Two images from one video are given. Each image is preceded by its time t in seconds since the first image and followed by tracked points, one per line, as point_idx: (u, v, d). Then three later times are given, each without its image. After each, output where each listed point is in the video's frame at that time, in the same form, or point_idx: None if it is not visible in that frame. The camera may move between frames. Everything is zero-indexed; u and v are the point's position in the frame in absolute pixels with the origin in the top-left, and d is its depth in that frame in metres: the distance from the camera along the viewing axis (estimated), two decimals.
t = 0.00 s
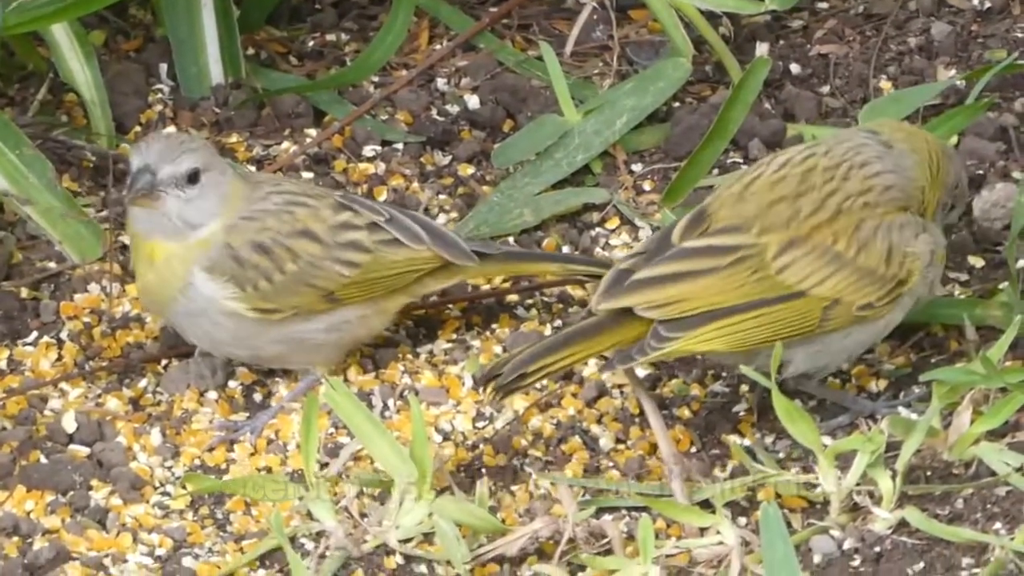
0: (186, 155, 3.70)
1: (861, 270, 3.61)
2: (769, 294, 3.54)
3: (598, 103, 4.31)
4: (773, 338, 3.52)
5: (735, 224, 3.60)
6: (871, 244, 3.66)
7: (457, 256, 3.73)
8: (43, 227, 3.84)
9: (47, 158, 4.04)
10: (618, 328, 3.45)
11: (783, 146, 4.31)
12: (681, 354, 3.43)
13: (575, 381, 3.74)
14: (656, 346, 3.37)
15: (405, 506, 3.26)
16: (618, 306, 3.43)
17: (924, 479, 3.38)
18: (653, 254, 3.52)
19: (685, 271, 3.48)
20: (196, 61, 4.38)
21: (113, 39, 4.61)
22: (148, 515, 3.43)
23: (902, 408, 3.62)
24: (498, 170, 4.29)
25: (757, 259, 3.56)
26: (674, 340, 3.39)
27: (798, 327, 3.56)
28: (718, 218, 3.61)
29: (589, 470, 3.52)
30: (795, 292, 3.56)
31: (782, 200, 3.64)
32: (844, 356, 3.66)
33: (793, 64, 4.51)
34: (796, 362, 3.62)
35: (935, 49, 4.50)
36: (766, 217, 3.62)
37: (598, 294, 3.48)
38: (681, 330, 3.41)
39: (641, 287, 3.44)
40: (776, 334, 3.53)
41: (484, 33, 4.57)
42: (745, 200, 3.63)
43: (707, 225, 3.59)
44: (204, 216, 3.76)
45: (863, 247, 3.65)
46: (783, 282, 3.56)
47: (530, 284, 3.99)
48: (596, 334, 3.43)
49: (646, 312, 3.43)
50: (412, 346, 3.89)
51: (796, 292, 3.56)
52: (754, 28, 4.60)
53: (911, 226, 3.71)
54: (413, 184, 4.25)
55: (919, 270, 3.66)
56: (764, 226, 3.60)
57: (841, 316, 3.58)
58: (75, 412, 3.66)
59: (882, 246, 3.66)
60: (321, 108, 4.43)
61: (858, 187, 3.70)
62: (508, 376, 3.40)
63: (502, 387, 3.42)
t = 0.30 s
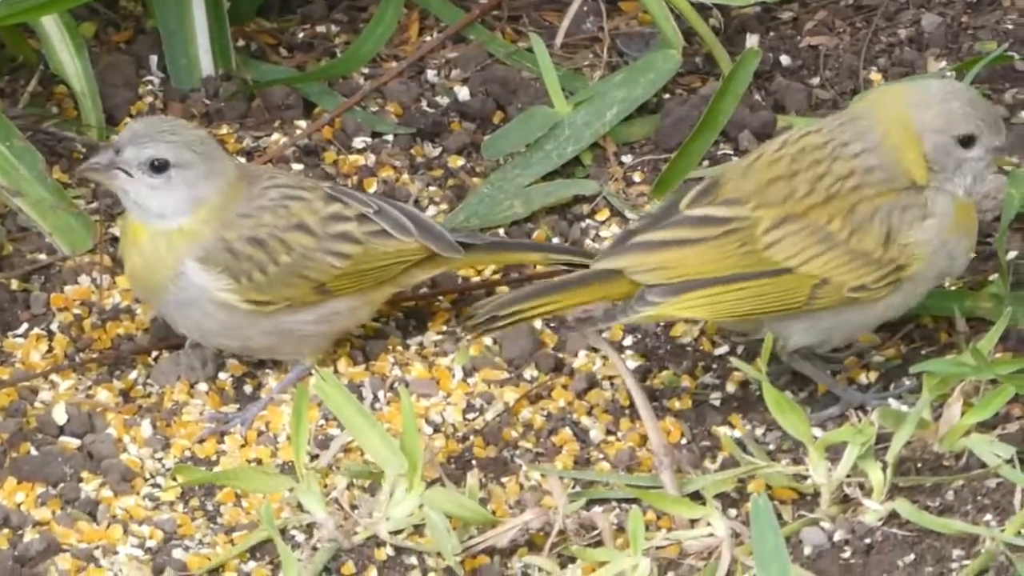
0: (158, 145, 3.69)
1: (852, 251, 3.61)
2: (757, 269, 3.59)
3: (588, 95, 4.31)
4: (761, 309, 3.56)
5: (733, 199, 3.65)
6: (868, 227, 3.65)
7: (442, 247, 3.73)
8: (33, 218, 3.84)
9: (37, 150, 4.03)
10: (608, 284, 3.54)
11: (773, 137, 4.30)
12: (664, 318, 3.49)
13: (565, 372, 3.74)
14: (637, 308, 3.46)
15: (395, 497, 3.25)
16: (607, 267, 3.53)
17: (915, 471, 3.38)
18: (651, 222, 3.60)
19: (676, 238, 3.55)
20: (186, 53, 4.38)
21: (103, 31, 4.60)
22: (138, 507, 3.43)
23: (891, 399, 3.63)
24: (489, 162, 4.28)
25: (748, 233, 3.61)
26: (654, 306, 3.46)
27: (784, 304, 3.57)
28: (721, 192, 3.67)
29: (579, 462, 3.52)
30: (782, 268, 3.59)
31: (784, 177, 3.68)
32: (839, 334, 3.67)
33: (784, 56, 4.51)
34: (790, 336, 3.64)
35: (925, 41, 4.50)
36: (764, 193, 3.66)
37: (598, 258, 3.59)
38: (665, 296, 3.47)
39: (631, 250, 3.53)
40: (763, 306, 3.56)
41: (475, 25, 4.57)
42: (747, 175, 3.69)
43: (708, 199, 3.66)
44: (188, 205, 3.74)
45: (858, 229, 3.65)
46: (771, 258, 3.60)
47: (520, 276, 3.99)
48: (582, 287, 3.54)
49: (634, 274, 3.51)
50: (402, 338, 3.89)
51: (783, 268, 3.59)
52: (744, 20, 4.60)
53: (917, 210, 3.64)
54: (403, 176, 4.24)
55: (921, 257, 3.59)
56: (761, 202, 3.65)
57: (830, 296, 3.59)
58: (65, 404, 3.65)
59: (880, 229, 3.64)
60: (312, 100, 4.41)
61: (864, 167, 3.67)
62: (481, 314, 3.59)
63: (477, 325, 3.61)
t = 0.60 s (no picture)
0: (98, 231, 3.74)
1: (916, 227, 3.58)
2: (818, 241, 3.55)
3: (575, 89, 4.31)
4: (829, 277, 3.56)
5: (794, 170, 3.61)
6: (927, 202, 3.61)
7: (446, 232, 3.71)
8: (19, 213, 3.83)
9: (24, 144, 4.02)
10: (646, 258, 3.52)
11: (760, 132, 4.31)
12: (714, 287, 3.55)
13: (552, 367, 3.74)
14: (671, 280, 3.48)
15: (383, 492, 3.25)
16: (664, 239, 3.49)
17: (902, 466, 3.39)
18: (702, 189, 3.55)
19: (736, 211, 3.52)
20: (173, 48, 4.36)
21: (90, 25, 4.58)
22: (126, 501, 3.42)
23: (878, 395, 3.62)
24: (476, 156, 4.28)
25: (811, 206, 3.57)
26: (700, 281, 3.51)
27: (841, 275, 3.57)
28: (776, 163, 3.62)
29: (566, 456, 3.52)
30: (846, 241, 3.55)
31: (842, 153, 3.65)
32: (883, 302, 3.67)
33: (770, 50, 4.51)
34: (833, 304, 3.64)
35: (912, 35, 4.50)
36: (825, 168, 3.62)
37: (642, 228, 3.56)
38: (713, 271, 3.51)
39: (688, 224, 3.49)
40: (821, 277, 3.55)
41: (462, 19, 4.57)
42: (805, 149, 3.64)
43: (763, 168, 3.60)
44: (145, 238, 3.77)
45: (919, 204, 3.61)
46: (834, 230, 3.56)
47: (507, 271, 3.99)
48: (609, 263, 3.51)
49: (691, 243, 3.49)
50: (389, 333, 3.89)
51: (847, 241, 3.55)
52: (731, 14, 4.60)
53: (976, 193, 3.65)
54: (390, 170, 4.23)
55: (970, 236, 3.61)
56: (822, 175, 3.61)
57: (890, 268, 3.57)
58: (53, 398, 3.64)
59: (938, 205, 3.61)
60: (298, 95, 4.42)
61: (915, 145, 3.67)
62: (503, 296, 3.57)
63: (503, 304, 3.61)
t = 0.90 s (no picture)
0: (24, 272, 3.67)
1: (912, 207, 3.68)
2: (816, 227, 3.64)
3: (566, 89, 4.30)
4: (829, 264, 3.65)
5: (792, 154, 3.71)
6: (926, 182, 3.72)
7: (436, 227, 3.72)
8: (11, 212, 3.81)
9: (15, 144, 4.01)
10: (659, 242, 3.60)
11: (751, 131, 4.31)
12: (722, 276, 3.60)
13: (543, 367, 3.74)
14: (696, 269, 3.55)
15: (374, 492, 3.25)
16: (664, 230, 3.58)
17: (893, 466, 3.39)
18: (705, 180, 3.65)
19: (732, 200, 3.60)
20: (165, 48, 4.37)
21: (81, 24, 4.58)
22: (117, 501, 3.41)
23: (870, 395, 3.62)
24: (467, 156, 4.28)
25: (807, 191, 3.66)
26: (714, 268, 3.55)
27: (840, 260, 3.65)
28: (778, 147, 3.72)
29: (557, 456, 3.52)
30: (841, 226, 3.65)
31: (842, 132, 3.74)
32: (886, 285, 3.75)
33: (762, 50, 4.51)
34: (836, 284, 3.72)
35: (903, 35, 4.51)
36: (822, 151, 3.72)
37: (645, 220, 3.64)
38: (725, 257, 3.56)
39: (687, 214, 3.57)
40: (820, 263, 3.64)
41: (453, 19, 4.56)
42: (804, 132, 3.74)
43: (764, 154, 3.71)
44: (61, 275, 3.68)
45: (916, 185, 3.71)
46: (829, 215, 3.66)
47: (498, 271, 3.99)
48: (633, 246, 3.59)
49: (693, 238, 3.57)
50: (380, 333, 3.89)
51: (843, 225, 3.65)
52: (722, 14, 4.60)
53: (978, 166, 3.73)
54: (381, 170, 4.23)
55: (974, 211, 3.70)
56: (818, 159, 3.70)
57: (888, 250, 3.66)
58: (44, 397, 3.64)
59: (937, 184, 3.71)
60: (290, 94, 4.41)
61: (915, 120, 3.76)
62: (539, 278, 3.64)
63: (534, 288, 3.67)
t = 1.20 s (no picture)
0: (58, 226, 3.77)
1: (900, 216, 3.69)
2: (804, 237, 3.66)
3: (557, 96, 4.31)
4: (819, 275, 3.66)
5: (778, 164, 3.74)
6: (914, 190, 3.74)
7: (422, 266, 3.66)
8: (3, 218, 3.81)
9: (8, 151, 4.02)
10: (656, 256, 3.61)
11: (743, 137, 4.31)
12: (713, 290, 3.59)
13: (535, 374, 3.74)
14: (686, 282, 3.55)
15: (366, 498, 3.25)
16: (655, 242, 3.59)
17: (885, 473, 3.39)
18: (694, 191, 3.68)
19: (718, 211, 3.63)
20: (156, 54, 4.37)
21: (73, 30, 4.57)
22: (109, 507, 3.41)
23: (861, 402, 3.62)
24: (459, 162, 4.28)
25: (793, 202, 3.69)
26: (706, 280, 3.55)
27: (830, 271, 3.66)
28: (765, 158, 3.76)
29: (549, 463, 3.52)
30: (829, 236, 3.67)
31: (824, 142, 3.78)
32: (877, 296, 3.75)
33: (753, 57, 4.51)
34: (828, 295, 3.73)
35: (895, 41, 4.51)
36: (807, 160, 3.75)
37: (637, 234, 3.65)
38: (714, 268, 3.56)
39: (677, 224, 3.59)
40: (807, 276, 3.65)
41: (445, 26, 4.56)
42: (789, 143, 3.78)
43: (751, 164, 3.75)
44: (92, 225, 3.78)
45: (904, 195, 3.74)
46: (817, 225, 3.68)
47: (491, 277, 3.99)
48: (631, 258, 3.60)
49: (684, 249, 3.59)
50: (372, 340, 3.88)
51: (830, 235, 3.67)
52: (714, 20, 4.60)
53: (958, 171, 3.75)
54: (373, 176, 4.23)
55: (963, 219, 3.70)
56: (805, 169, 3.74)
57: (878, 260, 3.67)
58: (36, 404, 3.64)
59: (924, 192, 3.74)
60: (281, 100, 4.41)
61: (881, 130, 3.80)
62: (528, 295, 3.61)
63: (524, 306, 3.64)
